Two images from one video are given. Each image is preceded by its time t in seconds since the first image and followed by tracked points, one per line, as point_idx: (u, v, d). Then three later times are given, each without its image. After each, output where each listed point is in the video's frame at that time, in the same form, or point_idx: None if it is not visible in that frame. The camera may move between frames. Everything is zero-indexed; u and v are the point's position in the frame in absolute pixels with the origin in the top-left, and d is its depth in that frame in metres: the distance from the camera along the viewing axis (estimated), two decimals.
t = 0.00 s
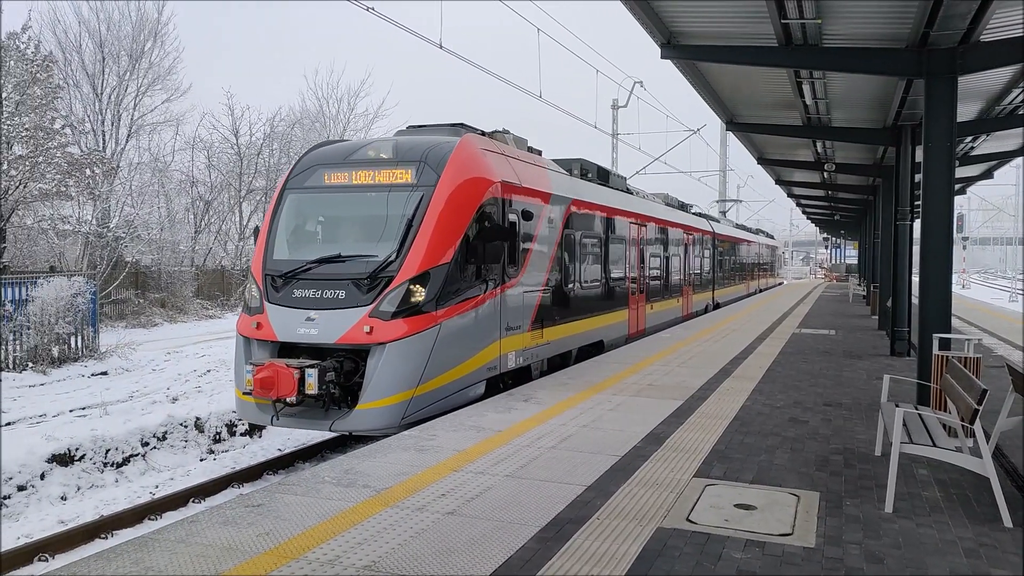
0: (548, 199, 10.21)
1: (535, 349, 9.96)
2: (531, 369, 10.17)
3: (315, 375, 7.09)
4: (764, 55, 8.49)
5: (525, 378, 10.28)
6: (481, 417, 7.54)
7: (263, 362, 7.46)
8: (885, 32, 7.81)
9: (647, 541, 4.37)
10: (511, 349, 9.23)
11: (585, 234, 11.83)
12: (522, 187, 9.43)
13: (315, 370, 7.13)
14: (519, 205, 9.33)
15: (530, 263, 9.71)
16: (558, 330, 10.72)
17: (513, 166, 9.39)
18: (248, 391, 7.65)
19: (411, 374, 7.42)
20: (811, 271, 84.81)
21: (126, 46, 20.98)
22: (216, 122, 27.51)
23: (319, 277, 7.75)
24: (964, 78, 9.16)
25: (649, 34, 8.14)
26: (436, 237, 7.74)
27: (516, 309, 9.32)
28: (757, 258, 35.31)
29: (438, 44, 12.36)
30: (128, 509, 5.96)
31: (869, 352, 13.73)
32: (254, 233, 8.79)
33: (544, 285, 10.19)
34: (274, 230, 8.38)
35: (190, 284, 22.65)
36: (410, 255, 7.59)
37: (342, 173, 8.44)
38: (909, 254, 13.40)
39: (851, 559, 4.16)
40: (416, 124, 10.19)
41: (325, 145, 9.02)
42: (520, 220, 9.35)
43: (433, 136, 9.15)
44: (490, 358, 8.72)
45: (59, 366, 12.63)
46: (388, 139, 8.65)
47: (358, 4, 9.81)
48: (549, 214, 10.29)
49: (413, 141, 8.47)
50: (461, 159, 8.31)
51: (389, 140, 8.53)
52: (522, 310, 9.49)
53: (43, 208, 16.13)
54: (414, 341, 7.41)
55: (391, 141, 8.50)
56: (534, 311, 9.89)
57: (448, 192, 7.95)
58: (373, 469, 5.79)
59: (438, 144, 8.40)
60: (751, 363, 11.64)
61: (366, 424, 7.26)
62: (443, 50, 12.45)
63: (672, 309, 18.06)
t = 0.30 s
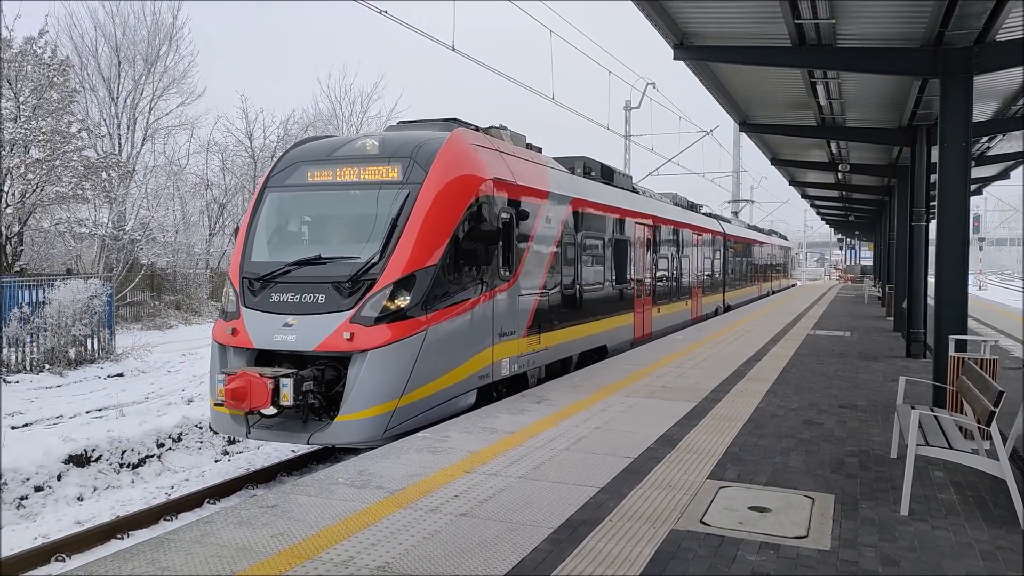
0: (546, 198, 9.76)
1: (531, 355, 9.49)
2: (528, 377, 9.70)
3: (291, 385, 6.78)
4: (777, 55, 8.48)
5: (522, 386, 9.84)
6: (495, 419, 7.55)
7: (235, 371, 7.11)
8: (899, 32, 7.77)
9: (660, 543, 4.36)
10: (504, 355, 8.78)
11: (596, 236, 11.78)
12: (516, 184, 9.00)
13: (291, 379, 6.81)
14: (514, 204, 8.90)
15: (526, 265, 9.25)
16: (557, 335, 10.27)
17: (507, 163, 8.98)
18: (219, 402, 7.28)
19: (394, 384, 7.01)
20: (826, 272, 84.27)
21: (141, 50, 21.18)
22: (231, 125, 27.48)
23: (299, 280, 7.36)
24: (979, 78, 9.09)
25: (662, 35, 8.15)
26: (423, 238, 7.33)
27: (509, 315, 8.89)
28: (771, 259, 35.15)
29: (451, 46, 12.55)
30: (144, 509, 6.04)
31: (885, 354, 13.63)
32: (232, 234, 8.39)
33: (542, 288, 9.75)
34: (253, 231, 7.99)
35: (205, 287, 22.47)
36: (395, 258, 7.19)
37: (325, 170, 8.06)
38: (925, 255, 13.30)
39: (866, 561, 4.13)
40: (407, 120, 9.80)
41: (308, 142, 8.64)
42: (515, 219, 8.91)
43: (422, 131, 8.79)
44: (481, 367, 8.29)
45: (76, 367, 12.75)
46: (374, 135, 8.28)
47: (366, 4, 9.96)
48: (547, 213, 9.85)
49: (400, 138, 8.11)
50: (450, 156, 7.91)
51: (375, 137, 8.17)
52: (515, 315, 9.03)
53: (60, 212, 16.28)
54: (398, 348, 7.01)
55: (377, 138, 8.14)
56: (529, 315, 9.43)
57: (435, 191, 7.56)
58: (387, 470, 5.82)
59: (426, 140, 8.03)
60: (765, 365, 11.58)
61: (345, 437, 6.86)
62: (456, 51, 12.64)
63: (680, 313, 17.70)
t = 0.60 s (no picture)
0: (538, 196, 9.30)
1: (522, 364, 9.00)
2: (519, 387, 9.21)
3: (253, 400, 6.38)
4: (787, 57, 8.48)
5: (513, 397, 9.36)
6: (506, 422, 7.55)
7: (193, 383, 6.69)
8: (911, 33, 7.72)
9: (671, 546, 4.35)
10: (493, 363, 8.29)
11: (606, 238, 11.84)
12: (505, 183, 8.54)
13: (253, 394, 6.40)
14: (503, 203, 8.45)
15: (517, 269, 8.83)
16: (550, 343, 9.78)
17: (495, 160, 8.52)
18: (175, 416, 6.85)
19: (368, 397, 6.57)
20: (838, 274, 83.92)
21: (153, 55, 21.36)
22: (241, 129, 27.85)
23: (267, 285, 6.97)
24: (991, 79, 9.04)
25: (672, 38, 8.17)
26: (399, 239, 6.88)
27: (498, 322, 8.39)
28: (781, 262, 35.06)
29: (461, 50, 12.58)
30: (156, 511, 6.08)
31: (897, 356, 13.54)
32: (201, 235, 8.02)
33: (535, 293, 9.23)
34: (221, 233, 7.61)
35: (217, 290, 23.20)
36: (369, 260, 6.76)
37: (298, 168, 7.65)
38: (938, 258, 13.21)
39: (880, 566, 4.10)
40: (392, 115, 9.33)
41: (282, 137, 8.22)
42: (503, 219, 8.44)
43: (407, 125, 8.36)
44: (466, 376, 7.81)
45: (90, 371, 12.89)
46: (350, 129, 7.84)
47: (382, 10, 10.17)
48: (539, 212, 9.37)
49: (378, 132, 7.67)
50: (431, 151, 7.46)
51: (352, 132, 7.74)
52: (504, 322, 8.52)
53: (73, 217, 16.44)
54: (372, 357, 6.56)
55: (354, 133, 7.70)
56: (519, 322, 8.95)
57: (413, 189, 7.11)
58: (397, 473, 5.82)
59: (405, 134, 7.60)
60: (776, 368, 11.54)
61: (315, 453, 6.46)
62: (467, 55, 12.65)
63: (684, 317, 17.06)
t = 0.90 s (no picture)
0: (518, 193, 8.75)
1: (500, 372, 8.46)
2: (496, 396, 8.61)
3: (193, 415, 5.73)
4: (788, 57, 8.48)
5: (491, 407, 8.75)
6: (507, 422, 7.55)
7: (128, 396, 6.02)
8: (913, 32, 7.71)
9: (673, 547, 4.35)
10: (467, 372, 7.73)
11: (608, 240, 11.90)
12: (481, 178, 7.97)
13: (193, 408, 5.75)
14: (478, 199, 7.88)
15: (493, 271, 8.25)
16: (530, 348, 9.19)
17: (470, 153, 7.95)
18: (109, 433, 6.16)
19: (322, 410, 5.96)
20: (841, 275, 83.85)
21: (157, 58, 21.40)
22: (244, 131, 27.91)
23: (216, 289, 6.41)
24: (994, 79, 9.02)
25: (672, 38, 8.17)
26: (359, 238, 6.31)
27: (470, 327, 7.79)
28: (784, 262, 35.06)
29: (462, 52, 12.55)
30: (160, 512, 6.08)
31: (901, 356, 13.53)
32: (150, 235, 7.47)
33: (511, 295, 8.65)
34: (170, 232, 7.05)
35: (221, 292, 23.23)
36: (325, 262, 6.19)
37: (254, 163, 7.12)
38: (942, 258, 13.15)
39: (883, 566, 4.09)
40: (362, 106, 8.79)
41: (239, 131, 7.69)
42: (477, 218, 7.87)
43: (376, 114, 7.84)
44: (436, 387, 7.20)
45: (94, 372, 13.16)
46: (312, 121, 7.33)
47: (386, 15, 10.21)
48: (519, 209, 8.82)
49: (342, 123, 7.15)
50: (397, 143, 6.88)
51: (313, 123, 7.22)
52: (479, 327, 7.98)
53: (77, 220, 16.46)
54: (328, 367, 5.98)
55: (315, 124, 7.19)
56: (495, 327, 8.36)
57: (375, 184, 6.54)
58: (399, 474, 5.81)
59: (370, 125, 7.06)
60: (779, 368, 11.54)
61: (265, 473, 5.84)
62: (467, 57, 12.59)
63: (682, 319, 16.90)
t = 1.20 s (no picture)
0: (492, 187, 8.10)
1: (471, 382, 7.75)
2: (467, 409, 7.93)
3: (109, 436, 5.07)
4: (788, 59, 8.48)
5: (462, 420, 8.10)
6: (508, 423, 7.56)
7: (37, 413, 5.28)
8: (912, 32, 7.71)
9: (674, 547, 4.35)
10: (431, 382, 7.01)
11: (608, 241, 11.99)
12: (449, 170, 7.29)
13: (110, 429, 5.09)
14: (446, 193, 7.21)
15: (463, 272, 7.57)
16: (506, 355, 8.54)
17: (437, 143, 7.28)
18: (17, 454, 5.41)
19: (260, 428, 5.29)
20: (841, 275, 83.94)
21: (157, 59, 21.43)
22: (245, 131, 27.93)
23: (145, 294, 5.70)
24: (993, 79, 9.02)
25: (672, 39, 8.17)
26: (305, 236, 5.63)
27: (437, 333, 7.10)
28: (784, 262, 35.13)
29: (464, 53, 12.47)
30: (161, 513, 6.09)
31: (901, 356, 13.55)
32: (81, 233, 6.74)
33: (485, 298, 7.99)
34: (101, 230, 6.33)
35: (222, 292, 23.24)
36: (266, 262, 5.51)
37: (194, 153, 6.38)
38: (942, 258, 13.13)
39: (884, 567, 4.09)
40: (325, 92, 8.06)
41: (181, 119, 6.95)
42: (444, 213, 7.20)
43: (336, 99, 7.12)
44: (395, 400, 6.52)
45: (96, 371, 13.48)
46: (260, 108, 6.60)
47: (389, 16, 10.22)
48: (494, 204, 8.15)
49: (293, 110, 6.44)
50: (352, 130, 6.20)
51: (262, 111, 6.50)
52: (446, 333, 7.24)
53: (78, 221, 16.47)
54: (267, 381, 5.30)
55: (264, 112, 6.47)
56: (467, 332, 7.69)
57: (325, 175, 5.86)
58: (400, 475, 5.81)
59: (324, 112, 6.37)
60: (780, 368, 11.57)
61: (192, 500, 5.14)
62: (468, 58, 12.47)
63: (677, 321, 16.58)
